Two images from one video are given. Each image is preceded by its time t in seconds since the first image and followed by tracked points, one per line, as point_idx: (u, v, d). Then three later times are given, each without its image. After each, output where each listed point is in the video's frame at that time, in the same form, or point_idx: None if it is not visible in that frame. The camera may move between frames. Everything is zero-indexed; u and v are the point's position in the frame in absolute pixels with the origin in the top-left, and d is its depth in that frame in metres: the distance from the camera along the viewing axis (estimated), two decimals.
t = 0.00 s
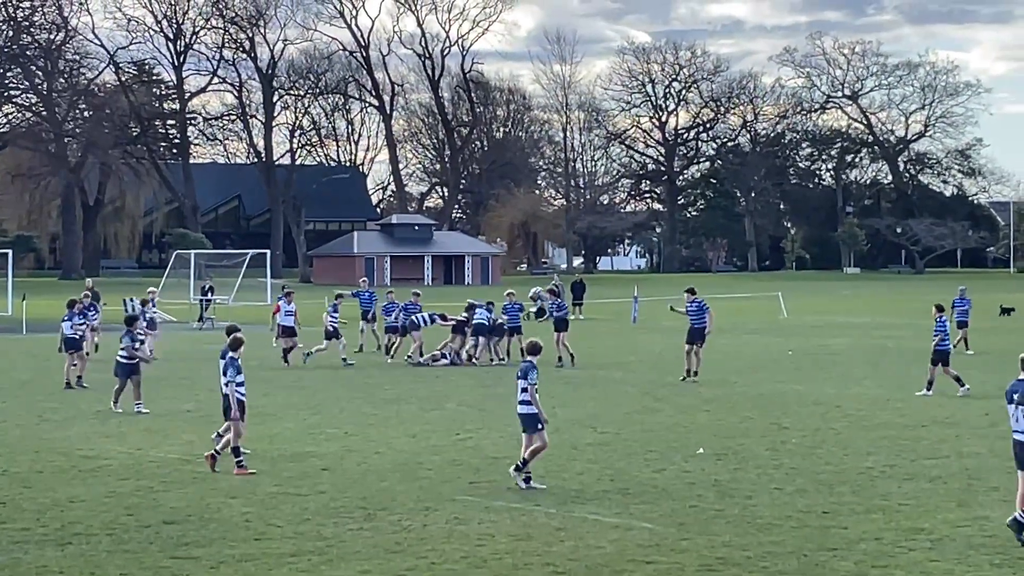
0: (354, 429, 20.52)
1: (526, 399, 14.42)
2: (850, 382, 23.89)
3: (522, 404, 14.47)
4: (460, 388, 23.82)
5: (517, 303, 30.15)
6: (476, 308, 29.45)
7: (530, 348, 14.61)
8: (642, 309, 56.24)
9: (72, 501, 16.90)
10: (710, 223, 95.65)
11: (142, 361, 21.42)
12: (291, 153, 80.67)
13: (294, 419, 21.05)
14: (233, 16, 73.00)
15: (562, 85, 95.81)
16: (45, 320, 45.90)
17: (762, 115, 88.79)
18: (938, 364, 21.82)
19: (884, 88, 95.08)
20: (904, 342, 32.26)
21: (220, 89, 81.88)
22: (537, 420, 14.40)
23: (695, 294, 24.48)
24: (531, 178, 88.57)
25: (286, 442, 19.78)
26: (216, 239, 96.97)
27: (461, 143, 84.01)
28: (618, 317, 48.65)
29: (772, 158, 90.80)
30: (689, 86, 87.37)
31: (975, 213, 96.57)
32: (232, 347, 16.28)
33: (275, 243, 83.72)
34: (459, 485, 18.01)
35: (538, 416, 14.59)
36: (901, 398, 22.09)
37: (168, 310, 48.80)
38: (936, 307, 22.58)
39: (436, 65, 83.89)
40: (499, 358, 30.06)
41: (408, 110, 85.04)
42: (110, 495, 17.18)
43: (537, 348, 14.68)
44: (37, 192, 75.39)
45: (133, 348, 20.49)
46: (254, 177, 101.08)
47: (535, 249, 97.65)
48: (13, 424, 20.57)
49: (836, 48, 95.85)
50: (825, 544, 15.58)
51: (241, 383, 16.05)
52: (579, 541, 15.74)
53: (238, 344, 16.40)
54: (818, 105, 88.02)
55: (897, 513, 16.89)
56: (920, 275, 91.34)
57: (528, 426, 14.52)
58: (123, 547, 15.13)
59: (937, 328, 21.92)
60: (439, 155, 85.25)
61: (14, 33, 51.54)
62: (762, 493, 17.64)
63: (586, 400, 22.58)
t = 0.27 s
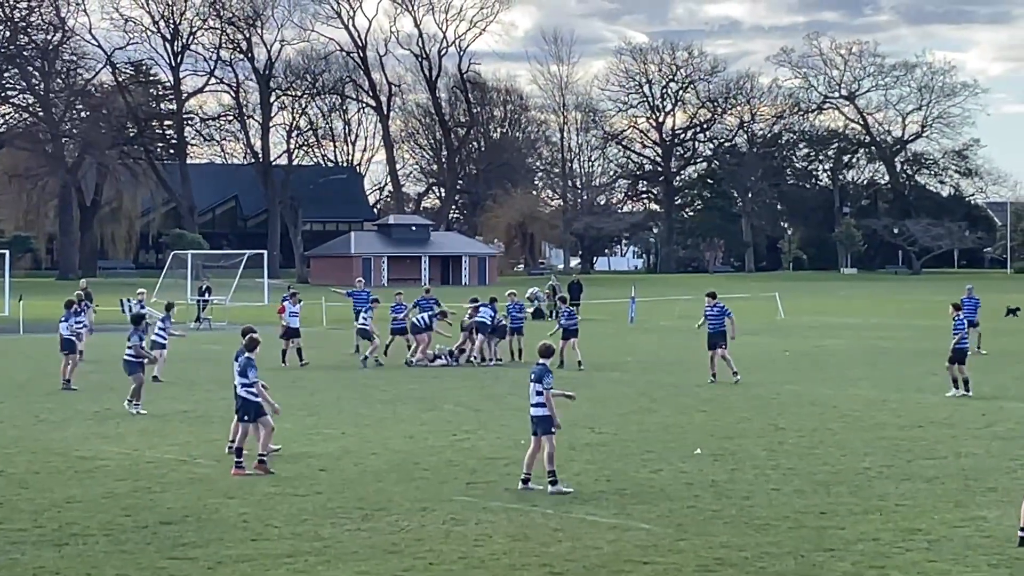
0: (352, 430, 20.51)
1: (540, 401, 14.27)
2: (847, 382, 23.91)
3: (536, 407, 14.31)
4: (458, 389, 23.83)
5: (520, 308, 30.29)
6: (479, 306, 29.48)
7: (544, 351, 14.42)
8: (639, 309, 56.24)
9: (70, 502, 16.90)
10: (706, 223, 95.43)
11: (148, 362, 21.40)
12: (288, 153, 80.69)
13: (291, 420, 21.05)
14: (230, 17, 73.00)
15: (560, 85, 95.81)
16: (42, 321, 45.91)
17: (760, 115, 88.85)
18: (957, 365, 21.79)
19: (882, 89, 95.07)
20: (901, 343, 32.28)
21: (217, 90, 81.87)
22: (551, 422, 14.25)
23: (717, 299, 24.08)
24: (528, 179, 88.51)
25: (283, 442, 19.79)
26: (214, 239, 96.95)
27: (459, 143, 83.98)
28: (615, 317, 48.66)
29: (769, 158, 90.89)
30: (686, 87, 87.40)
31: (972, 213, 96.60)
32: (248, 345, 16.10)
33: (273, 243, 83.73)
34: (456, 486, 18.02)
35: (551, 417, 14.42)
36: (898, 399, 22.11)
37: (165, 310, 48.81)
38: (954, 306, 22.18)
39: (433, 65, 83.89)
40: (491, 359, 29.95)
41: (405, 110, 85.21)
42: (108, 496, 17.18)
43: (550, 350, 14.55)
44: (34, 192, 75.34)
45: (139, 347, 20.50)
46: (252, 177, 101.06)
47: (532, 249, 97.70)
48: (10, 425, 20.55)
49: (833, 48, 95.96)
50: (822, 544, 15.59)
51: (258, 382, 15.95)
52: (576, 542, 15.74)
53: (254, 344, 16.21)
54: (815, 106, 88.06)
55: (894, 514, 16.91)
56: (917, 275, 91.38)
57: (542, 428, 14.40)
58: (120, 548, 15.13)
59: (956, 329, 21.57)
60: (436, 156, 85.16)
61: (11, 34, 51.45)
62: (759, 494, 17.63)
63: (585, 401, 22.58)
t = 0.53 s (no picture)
0: (349, 429, 20.51)
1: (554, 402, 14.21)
2: (845, 382, 23.90)
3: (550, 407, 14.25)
4: (455, 389, 23.82)
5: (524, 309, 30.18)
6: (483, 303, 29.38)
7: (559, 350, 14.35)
8: (636, 309, 56.20)
9: (66, 501, 16.89)
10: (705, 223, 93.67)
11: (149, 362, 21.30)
12: (285, 153, 80.61)
13: (288, 420, 21.04)
14: (226, 16, 72.96)
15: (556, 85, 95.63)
16: (38, 320, 45.86)
17: (756, 115, 88.97)
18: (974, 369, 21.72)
19: (878, 88, 95.06)
20: (898, 343, 32.27)
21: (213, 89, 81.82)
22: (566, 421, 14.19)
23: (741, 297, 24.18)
24: (524, 178, 88.53)
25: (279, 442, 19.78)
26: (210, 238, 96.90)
27: (455, 143, 83.90)
28: (611, 317, 48.62)
29: (766, 158, 90.85)
30: (683, 87, 87.37)
31: (969, 213, 96.50)
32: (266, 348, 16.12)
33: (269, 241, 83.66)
34: (452, 486, 18.00)
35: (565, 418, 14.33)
36: (895, 398, 22.10)
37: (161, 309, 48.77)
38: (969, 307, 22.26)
39: (429, 65, 83.82)
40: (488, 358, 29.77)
41: (401, 110, 84.96)
42: (104, 496, 17.17)
43: (564, 351, 14.48)
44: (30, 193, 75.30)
45: (142, 349, 20.47)
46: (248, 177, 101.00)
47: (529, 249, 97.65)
48: (6, 425, 20.52)
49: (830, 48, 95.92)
50: (819, 544, 15.58)
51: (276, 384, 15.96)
52: (572, 542, 15.74)
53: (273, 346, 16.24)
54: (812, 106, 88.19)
55: (891, 514, 16.91)
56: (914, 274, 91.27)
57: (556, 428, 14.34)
58: (117, 548, 15.12)
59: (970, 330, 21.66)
60: (432, 156, 85.15)
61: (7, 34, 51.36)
62: (755, 494, 17.63)
63: (582, 401, 22.58)
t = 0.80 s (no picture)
0: (344, 429, 20.49)
1: (568, 403, 14.14)
2: (840, 381, 23.86)
3: (564, 409, 14.18)
4: (450, 388, 23.78)
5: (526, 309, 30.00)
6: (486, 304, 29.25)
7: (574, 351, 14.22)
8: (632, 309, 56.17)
9: (62, 501, 16.87)
10: (700, 222, 94.56)
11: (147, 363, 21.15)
12: (279, 152, 80.55)
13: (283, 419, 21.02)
14: (221, 15, 72.89)
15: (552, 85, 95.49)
16: (33, 321, 45.79)
17: (751, 114, 89.24)
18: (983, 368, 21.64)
19: (873, 88, 95.13)
20: (894, 342, 32.18)
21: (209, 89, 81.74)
22: (579, 423, 14.12)
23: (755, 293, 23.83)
24: (520, 177, 89.43)
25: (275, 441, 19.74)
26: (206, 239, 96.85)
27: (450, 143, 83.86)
28: (606, 317, 48.59)
29: (760, 157, 91.38)
30: (678, 86, 87.40)
31: (964, 212, 96.31)
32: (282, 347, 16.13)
33: (264, 242, 83.68)
34: (448, 486, 17.98)
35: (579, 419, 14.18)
36: (891, 398, 22.08)
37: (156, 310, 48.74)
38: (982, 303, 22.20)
39: (424, 65, 83.82)
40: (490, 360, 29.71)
41: (396, 110, 84.88)
42: (100, 496, 17.15)
43: (579, 350, 14.38)
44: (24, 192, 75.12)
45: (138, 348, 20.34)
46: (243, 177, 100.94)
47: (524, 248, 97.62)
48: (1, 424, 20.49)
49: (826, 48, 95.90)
50: (815, 543, 15.58)
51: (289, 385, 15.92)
52: (568, 541, 15.73)
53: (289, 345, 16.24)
54: (806, 105, 88.81)
55: (887, 513, 16.90)
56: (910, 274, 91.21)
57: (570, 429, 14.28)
58: (113, 547, 15.10)
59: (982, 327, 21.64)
60: (428, 155, 85.55)
61: None
62: (751, 493, 17.62)
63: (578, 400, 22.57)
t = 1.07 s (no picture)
0: (337, 428, 20.51)
1: (581, 402, 14.06)
2: (831, 381, 23.90)
3: (577, 408, 14.11)
4: (443, 387, 23.77)
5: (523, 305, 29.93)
6: (484, 304, 29.34)
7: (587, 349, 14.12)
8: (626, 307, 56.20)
9: (54, 501, 16.87)
10: (694, 222, 95.04)
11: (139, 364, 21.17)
12: (273, 151, 80.49)
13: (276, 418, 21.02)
14: (215, 15, 72.86)
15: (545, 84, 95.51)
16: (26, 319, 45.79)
17: (743, 113, 89.47)
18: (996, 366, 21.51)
19: (866, 87, 95.22)
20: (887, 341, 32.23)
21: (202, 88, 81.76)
22: (593, 422, 14.04)
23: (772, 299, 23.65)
24: (512, 177, 88.41)
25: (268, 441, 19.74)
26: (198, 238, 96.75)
27: (443, 142, 83.89)
28: (599, 316, 48.61)
29: (754, 156, 91.24)
30: (671, 85, 87.48)
31: (956, 211, 96.35)
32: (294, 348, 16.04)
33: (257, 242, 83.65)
34: (442, 485, 17.98)
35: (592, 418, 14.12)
36: (883, 397, 22.10)
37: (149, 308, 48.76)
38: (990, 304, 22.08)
39: (418, 64, 83.85)
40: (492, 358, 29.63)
41: (390, 109, 85.07)
42: (92, 495, 17.15)
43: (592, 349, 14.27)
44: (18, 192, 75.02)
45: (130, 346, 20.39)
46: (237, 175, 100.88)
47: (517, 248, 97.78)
48: None
49: (819, 47, 96.08)
50: (808, 542, 15.59)
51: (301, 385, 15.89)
52: (561, 540, 15.74)
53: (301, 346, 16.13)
54: (799, 104, 89.10)
55: (880, 511, 16.92)
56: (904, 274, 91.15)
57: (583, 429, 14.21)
58: (106, 546, 15.10)
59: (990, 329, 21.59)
60: (420, 154, 84.69)
61: None
62: (745, 492, 17.63)
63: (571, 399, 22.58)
